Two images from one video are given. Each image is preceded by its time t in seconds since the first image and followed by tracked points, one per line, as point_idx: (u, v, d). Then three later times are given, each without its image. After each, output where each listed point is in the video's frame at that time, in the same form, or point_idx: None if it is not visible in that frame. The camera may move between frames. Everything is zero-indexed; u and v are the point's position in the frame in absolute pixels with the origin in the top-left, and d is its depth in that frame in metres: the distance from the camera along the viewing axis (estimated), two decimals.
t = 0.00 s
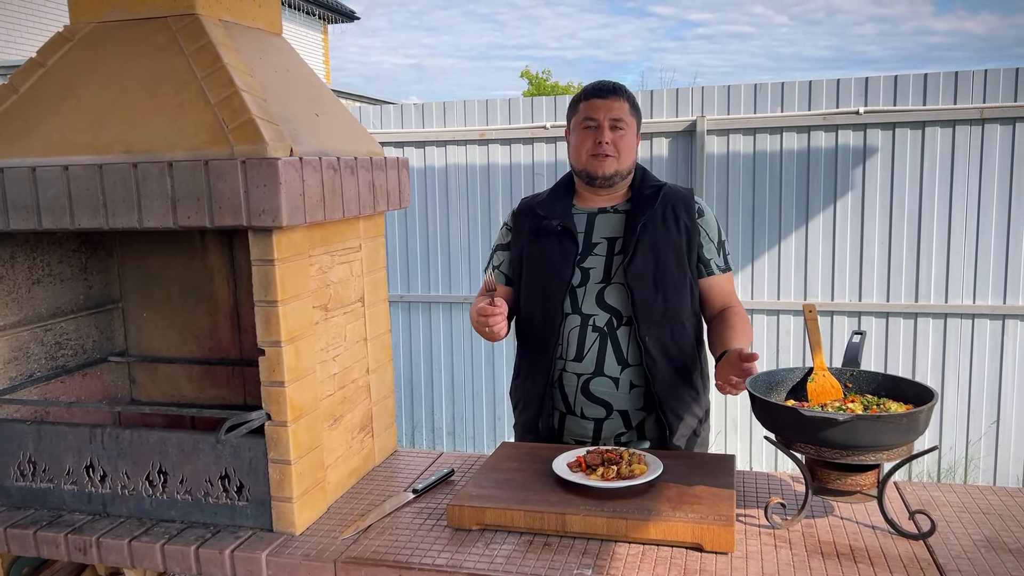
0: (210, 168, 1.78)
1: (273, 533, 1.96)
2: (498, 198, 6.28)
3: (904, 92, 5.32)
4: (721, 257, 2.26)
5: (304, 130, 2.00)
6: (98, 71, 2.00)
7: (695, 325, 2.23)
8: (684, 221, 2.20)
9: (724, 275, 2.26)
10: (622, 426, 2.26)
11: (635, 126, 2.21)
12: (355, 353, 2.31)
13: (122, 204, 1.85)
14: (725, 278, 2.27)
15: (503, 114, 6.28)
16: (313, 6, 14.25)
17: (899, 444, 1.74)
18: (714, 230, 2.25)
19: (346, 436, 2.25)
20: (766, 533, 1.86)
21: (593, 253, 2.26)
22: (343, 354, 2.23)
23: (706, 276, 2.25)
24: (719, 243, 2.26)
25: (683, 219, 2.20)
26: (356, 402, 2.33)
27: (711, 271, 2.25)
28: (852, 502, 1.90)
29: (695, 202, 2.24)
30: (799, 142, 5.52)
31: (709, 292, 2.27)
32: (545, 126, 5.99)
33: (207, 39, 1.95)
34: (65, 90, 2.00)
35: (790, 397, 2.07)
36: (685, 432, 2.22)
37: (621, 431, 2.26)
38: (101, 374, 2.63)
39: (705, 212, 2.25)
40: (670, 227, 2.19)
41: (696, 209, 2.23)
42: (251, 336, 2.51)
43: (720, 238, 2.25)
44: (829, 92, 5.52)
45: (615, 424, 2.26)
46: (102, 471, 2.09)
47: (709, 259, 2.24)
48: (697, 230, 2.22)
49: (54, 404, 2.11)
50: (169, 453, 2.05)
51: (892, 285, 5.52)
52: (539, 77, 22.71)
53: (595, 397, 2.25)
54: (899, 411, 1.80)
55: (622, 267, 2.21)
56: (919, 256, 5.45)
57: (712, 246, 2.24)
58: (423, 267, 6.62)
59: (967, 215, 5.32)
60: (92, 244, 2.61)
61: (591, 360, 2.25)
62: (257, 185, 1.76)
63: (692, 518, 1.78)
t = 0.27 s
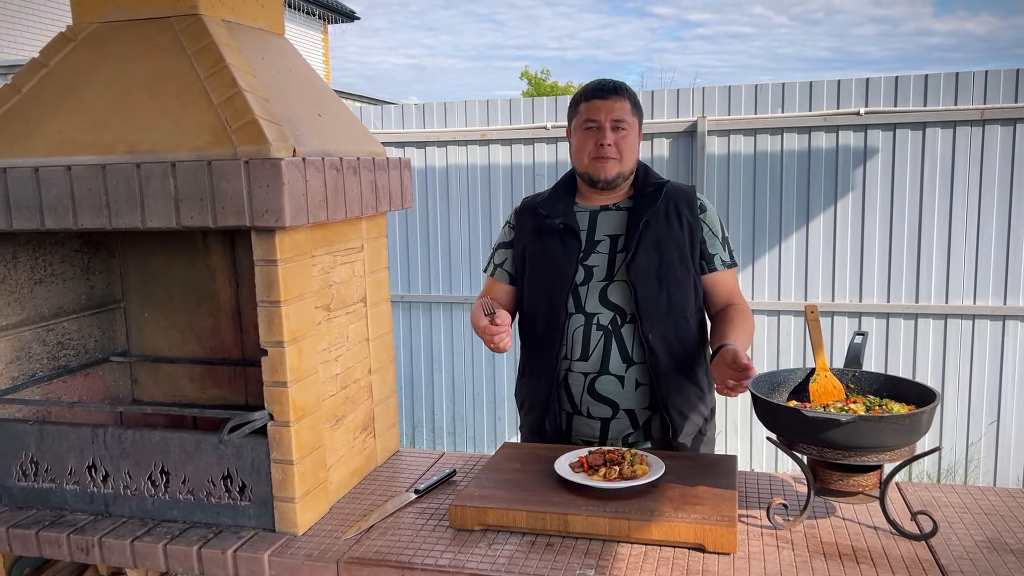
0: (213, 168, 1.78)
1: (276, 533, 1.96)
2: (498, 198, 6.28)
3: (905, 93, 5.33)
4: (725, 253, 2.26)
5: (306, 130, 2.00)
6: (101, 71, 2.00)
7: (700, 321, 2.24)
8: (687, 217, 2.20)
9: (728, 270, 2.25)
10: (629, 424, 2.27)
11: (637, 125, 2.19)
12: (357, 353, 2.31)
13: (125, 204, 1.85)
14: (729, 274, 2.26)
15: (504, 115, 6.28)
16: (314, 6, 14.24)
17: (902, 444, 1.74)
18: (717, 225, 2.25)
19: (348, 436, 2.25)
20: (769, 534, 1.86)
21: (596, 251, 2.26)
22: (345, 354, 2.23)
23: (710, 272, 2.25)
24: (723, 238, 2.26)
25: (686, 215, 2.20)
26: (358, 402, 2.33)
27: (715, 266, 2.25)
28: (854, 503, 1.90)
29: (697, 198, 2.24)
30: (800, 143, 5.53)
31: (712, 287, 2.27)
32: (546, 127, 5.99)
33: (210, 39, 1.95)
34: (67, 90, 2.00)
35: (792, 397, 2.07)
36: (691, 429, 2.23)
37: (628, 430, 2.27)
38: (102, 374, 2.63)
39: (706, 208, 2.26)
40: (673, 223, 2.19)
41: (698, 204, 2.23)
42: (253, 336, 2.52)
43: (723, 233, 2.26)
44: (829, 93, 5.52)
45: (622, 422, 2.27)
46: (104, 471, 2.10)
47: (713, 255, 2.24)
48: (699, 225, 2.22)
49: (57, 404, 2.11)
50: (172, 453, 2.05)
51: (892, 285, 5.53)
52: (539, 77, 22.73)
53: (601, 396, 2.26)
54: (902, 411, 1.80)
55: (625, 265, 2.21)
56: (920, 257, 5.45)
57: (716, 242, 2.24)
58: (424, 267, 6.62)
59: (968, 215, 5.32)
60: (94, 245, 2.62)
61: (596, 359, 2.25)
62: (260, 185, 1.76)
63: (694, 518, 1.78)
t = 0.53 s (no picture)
0: (214, 168, 1.78)
1: (277, 533, 1.96)
2: (498, 197, 6.28)
3: (905, 93, 5.33)
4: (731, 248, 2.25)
5: (308, 129, 2.00)
6: (102, 71, 2.00)
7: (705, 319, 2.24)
8: (690, 215, 2.20)
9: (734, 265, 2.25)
10: (639, 427, 2.26)
11: (640, 122, 2.20)
12: (359, 353, 2.31)
13: (127, 204, 1.85)
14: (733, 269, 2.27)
15: (504, 115, 6.28)
16: (313, 6, 14.24)
17: (904, 445, 1.74)
18: (721, 221, 2.25)
19: (350, 436, 2.25)
20: (771, 534, 1.86)
21: (599, 252, 2.26)
22: (346, 354, 2.23)
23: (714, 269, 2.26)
24: (728, 234, 2.26)
25: (688, 212, 2.20)
26: (359, 402, 2.32)
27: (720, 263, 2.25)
28: (856, 503, 1.90)
29: (700, 194, 2.24)
30: (800, 143, 5.53)
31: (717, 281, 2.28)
32: (546, 126, 5.99)
33: (211, 39, 1.95)
34: (68, 90, 2.00)
35: (795, 397, 2.07)
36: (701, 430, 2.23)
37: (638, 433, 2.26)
38: (103, 374, 2.63)
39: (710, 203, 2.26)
40: (675, 221, 2.20)
41: (700, 201, 2.23)
42: (254, 335, 2.52)
43: (728, 229, 2.25)
44: (830, 93, 5.52)
45: (631, 425, 2.26)
46: (105, 471, 2.09)
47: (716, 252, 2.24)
48: (702, 222, 2.22)
49: (57, 404, 2.10)
50: (173, 453, 2.05)
51: (893, 285, 5.53)
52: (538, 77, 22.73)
53: (610, 400, 2.26)
54: (904, 412, 1.80)
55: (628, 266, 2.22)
56: (920, 256, 5.45)
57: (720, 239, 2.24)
58: (424, 267, 6.61)
59: (968, 214, 5.32)
60: (94, 244, 2.61)
61: (604, 363, 2.25)
62: (262, 185, 1.76)
63: (696, 519, 1.77)
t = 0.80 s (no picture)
0: (216, 168, 1.78)
1: (278, 533, 1.95)
2: (498, 197, 6.28)
3: (905, 93, 5.33)
4: (734, 255, 2.19)
5: (309, 129, 1.99)
6: (103, 70, 1.99)
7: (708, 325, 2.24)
8: (696, 221, 2.18)
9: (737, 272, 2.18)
10: (645, 434, 2.28)
11: (642, 120, 2.18)
12: (359, 352, 2.31)
13: (128, 203, 1.85)
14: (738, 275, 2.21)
15: (504, 114, 6.29)
16: (312, 5, 14.22)
17: (905, 445, 1.74)
18: (727, 225, 2.21)
19: (350, 436, 2.24)
20: (772, 534, 1.86)
21: (604, 258, 2.26)
22: (347, 353, 2.22)
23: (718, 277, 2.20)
24: (733, 240, 2.20)
25: (694, 217, 2.18)
26: (360, 402, 2.32)
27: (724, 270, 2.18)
28: (857, 503, 1.90)
29: (706, 197, 2.22)
30: (799, 143, 5.53)
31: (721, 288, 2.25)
32: (545, 126, 5.99)
33: (212, 38, 1.94)
34: (69, 89, 2.00)
35: (795, 398, 2.07)
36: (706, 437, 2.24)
37: (644, 440, 2.27)
38: (103, 373, 2.63)
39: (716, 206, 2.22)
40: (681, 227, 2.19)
41: (707, 205, 2.21)
42: (255, 335, 2.52)
43: (734, 235, 2.21)
44: (829, 93, 5.53)
45: (637, 432, 2.28)
46: (106, 471, 2.09)
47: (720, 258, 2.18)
48: (709, 228, 2.19)
49: (58, 403, 2.10)
50: (174, 452, 2.04)
51: (892, 285, 5.53)
52: (537, 77, 22.74)
53: (617, 408, 2.26)
54: (905, 412, 1.80)
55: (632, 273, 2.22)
56: (919, 256, 5.45)
57: (726, 245, 2.19)
58: (423, 266, 6.61)
59: (967, 214, 5.32)
60: (94, 244, 2.61)
61: (610, 372, 2.25)
62: (264, 185, 1.76)
63: (698, 519, 1.78)
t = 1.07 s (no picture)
0: (217, 167, 1.78)
1: (278, 533, 1.95)
2: (497, 197, 6.28)
3: (903, 94, 5.34)
4: (741, 266, 2.22)
5: (310, 129, 1.99)
6: (103, 70, 1.99)
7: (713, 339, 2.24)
8: (702, 234, 2.17)
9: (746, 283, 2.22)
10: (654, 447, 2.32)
11: (644, 133, 2.07)
12: (360, 353, 2.30)
13: (128, 203, 1.84)
14: (745, 287, 2.24)
15: (503, 114, 6.29)
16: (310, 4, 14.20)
17: (906, 446, 1.74)
18: (733, 235, 2.22)
19: (350, 436, 2.24)
20: (772, 535, 1.86)
21: (608, 273, 2.26)
22: (347, 354, 2.22)
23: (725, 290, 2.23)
24: (739, 250, 2.22)
25: (700, 230, 2.17)
26: (360, 402, 2.32)
27: (730, 281, 2.22)
28: (858, 504, 1.90)
29: (713, 207, 2.21)
30: (798, 144, 5.54)
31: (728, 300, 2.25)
32: (544, 126, 5.99)
33: (213, 37, 1.94)
34: (69, 88, 1.99)
35: (796, 399, 2.07)
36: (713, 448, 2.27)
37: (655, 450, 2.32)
38: (102, 373, 2.62)
39: (723, 214, 2.23)
40: (686, 242, 2.17)
41: (713, 216, 2.21)
42: (255, 335, 2.51)
43: (741, 244, 2.23)
44: (828, 94, 5.53)
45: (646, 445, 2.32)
46: (105, 470, 2.08)
47: (727, 271, 2.21)
48: (715, 240, 2.19)
49: (57, 403, 2.09)
50: (173, 452, 2.04)
51: (890, 286, 5.54)
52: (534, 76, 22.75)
53: (625, 423, 2.29)
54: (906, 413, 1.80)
55: (637, 290, 2.22)
56: (917, 257, 5.46)
57: (732, 256, 2.21)
58: (421, 266, 6.61)
59: (965, 215, 5.33)
60: (93, 243, 2.60)
61: (618, 390, 2.27)
62: (265, 184, 1.75)
63: (698, 519, 1.78)
